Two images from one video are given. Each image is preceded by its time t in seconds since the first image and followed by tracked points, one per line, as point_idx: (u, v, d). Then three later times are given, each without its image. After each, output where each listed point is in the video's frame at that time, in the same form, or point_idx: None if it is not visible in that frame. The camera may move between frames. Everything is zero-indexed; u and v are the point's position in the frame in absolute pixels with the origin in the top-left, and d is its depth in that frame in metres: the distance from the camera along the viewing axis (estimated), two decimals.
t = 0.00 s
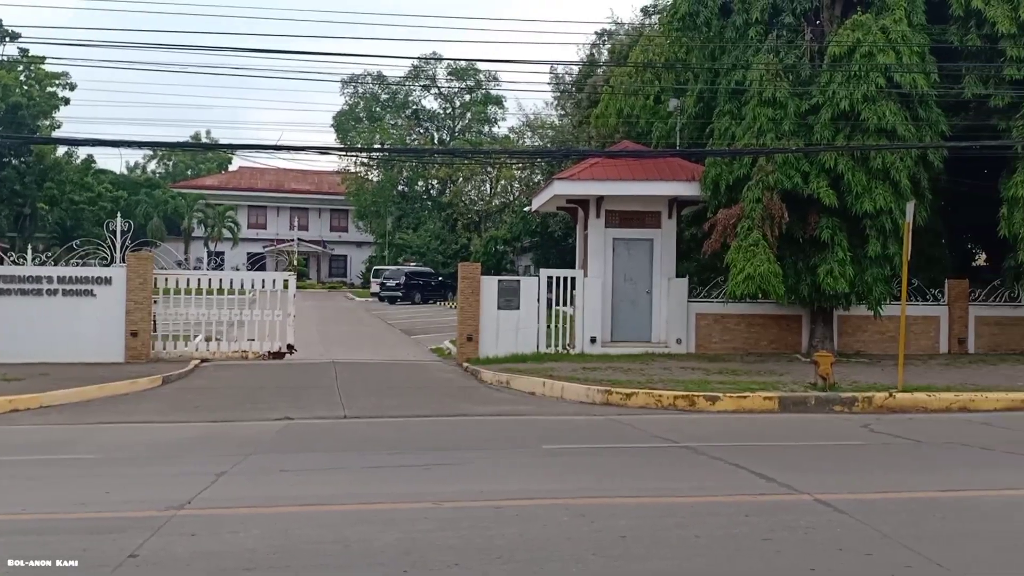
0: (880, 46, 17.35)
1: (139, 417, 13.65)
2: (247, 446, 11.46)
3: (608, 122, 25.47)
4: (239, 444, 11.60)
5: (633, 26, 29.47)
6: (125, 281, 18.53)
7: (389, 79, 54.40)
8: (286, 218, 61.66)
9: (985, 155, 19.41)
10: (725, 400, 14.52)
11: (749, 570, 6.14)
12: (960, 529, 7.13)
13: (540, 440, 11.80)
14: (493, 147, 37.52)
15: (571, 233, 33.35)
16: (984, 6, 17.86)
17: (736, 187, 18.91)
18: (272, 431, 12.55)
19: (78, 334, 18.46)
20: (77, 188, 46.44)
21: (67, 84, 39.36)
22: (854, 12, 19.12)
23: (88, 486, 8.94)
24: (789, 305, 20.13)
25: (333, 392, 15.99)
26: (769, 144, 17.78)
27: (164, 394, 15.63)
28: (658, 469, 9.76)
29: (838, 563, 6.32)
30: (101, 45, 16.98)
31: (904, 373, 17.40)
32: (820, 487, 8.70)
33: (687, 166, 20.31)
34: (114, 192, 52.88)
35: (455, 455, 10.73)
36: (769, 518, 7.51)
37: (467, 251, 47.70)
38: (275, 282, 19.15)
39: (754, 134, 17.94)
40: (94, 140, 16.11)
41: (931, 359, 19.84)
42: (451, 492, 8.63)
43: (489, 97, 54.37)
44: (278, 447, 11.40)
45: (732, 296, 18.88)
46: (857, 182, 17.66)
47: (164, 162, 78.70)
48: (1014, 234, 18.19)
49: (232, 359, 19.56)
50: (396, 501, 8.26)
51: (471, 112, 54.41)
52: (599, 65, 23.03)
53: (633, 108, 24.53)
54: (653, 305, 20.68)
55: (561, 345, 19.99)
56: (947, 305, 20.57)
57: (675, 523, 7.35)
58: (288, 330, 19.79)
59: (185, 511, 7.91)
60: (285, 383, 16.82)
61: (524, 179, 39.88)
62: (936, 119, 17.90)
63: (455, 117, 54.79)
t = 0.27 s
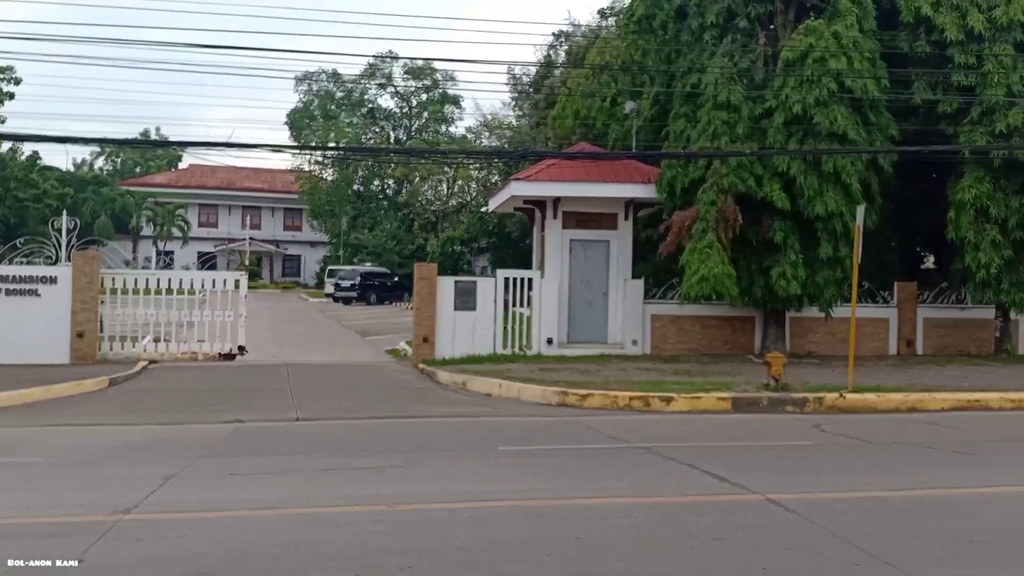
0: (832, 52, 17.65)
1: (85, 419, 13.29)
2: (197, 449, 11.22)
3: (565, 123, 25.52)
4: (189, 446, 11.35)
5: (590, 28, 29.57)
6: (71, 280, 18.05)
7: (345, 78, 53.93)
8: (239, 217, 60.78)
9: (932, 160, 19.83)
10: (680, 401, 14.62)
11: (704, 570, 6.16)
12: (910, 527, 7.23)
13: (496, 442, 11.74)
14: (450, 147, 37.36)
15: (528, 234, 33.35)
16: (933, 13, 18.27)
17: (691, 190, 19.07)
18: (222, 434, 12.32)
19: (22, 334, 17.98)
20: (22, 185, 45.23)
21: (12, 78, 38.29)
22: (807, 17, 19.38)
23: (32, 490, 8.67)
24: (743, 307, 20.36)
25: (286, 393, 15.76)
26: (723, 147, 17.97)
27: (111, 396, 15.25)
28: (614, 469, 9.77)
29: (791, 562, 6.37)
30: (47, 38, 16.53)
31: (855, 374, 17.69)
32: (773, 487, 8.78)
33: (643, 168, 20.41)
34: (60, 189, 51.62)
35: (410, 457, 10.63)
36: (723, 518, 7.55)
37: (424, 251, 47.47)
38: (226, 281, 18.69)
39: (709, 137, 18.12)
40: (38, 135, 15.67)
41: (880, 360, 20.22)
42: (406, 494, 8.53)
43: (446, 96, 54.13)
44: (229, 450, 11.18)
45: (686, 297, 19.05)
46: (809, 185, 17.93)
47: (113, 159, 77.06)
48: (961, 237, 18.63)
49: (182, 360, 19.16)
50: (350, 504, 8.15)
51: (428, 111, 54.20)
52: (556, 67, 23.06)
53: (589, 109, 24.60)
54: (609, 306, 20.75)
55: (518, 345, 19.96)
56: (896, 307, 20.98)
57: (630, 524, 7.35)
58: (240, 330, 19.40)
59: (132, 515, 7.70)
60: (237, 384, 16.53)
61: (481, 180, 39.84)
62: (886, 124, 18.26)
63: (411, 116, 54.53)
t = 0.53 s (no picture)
0: (780, 58, 17.99)
1: (28, 422, 12.99)
2: (144, 452, 11.06)
3: (519, 126, 25.58)
4: (136, 449, 11.18)
5: (544, 31, 29.73)
6: (14, 279, 17.83)
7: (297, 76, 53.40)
8: (188, 216, 59.80)
9: (876, 166, 20.34)
10: (631, 401, 14.79)
11: (652, 568, 6.27)
12: (849, 524, 7.44)
13: (449, 443, 11.77)
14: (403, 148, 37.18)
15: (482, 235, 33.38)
16: (878, 22, 18.61)
17: (642, 193, 19.30)
18: (171, 436, 12.14)
19: None
20: None
21: None
22: (757, 23, 19.42)
23: None
24: (693, 308, 20.67)
25: (236, 395, 15.58)
26: (673, 151, 18.23)
27: (55, 398, 14.93)
28: (565, 469, 9.87)
29: (737, 559, 6.51)
30: None
31: (802, 374, 18.07)
32: (720, 485, 8.96)
33: (595, 171, 20.60)
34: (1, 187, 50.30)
35: (362, 459, 10.61)
36: (671, 516, 7.69)
37: (377, 252, 47.24)
38: (174, 282, 18.49)
39: (660, 141, 18.38)
40: None
41: (825, 360, 20.69)
42: (357, 496, 8.53)
43: (400, 97, 53.98)
44: (177, 452, 11.03)
45: (638, 299, 19.29)
46: (757, 189, 18.27)
47: (57, 156, 75.27)
48: (903, 241, 19.14)
49: (129, 362, 18.82)
50: (301, 506, 8.12)
51: (381, 111, 53.96)
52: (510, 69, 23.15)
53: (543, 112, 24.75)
54: (562, 307, 20.89)
55: (471, 346, 19.99)
56: (841, 308, 21.48)
57: (580, 523, 7.44)
58: (188, 331, 19.12)
59: (77, 520, 7.57)
60: (186, 386, 16.29)
61: (435, 181, 39.78)
62: (832, 130, 18.68)
63: (364, 116, 54.23)
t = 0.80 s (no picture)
0: (729, 63, 18.26)
1: None
2: (86, 455, 10.79)
3: (471, 126, 25.53)
4: (78, 453, 10.91)
5: (497, 32, 29.79)
6: None
7: (247, 74, 52.69)
8: (133, 215, 58.59)
9: (822, 170, 20.74)
10: (583, 401, 14.87)
11: (603, 567, 6.32)
12: (795, 521, 7.57)
13: (400, 444, 11.70)
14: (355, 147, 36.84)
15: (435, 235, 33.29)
16: (825, 28, 19.06)
17: (594, 195, 19.42)
18: (114, 439, 11.87)
19: None
20: None
21: None
22: (706, 28, 19.67)
23: None
24: (644, 309, 20.86)
25: (183, 397, 15.29)
26: (625, 153, 18.39)
27: None
28: (517, 469, 9.88)
29: (686, 558, 6.58)
30: None
31: (750, 374, 18.35)
32: (669, 484, 9.06)
33: (548, 172, 20.66)
34: None
35: (312, 461, 10.49)
36: (621, 515, 7.75)
37: (328, 252, 46.82)
38: (118, 281, 18.10)
39: (611, 143, 18.52)
40: None
41: (773, 360, 21.05)
42: (306, 498, 8.43)
43: (352, 96, 53.55)
44: (121, 456, 10.79)
45: (590, 300, 19.40)
46: (706, 192, 18.51)
47: None
48: (848, 244, 19.55)
49: (71, 363, 18.35)
50: (250, 509, 8.00)
51: (333, 110, 53.53)
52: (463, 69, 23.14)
53: (496, 113, 24.78)
54: (515, 308, 20.92)
55: (423, 347, 19.90)
56: (788, 309, 21.86)
57: (530, 524, 7.46)
58: (133, 332, 18.71)
59: (15, 525, 7.36)
60: (131, 388, 15.94)
61: (387, 181, 39.59)
62: (779, 134, 19.02)
63: (316, 115, 53.73)
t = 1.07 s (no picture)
0: (680, 67, 18.49)
1: None
2: (27, 459, 10.52)
3: (425, 126, 25.45)
4: (18, 457, 10.62)
5: (450, 32, 29.75)
6: None
7: (196, 70, 51.82)
8: (77, 213, 57.23)
9: (770, 172, 21.11)
10: (536, 401, 14.91)
11: (553, 567, 6.35)
12: (742, 519, 7.70)
13: (351, 446, 11.62)
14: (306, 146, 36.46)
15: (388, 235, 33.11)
16: (773, 33, 19.41)
17: (547, 196, 19.49)
18: (56, 443, 11.58)
19: None
20: None
21: None
22: (657, 32, 19.88)
23: None
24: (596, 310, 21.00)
25: (129, 399, 14.98)
26: (578, 155, 18.50)
27: None
28: (469, 470, 9.88)
29: (635, 556, 6.64)
30: None
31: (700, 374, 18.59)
32: (620, 484, 9.14)
33: (501, 173, 20.70)
34: None
35: (261, 464, 10.36)
36: (571, 515, 7.80)
37: (279, 252, 46.28)
38: (62, 281, 17.68)
39: (564, 145, 18.62)
40: None
41: (722, 360, 21.35)
42: (255, 502, 8.33)
43: (304, 94, 53.01)
44: (64, 459, 10.54)
45: (543, 301, 19.46)
46: (658, 194, 18.70)
47: None
48: (795, 245, 19.92)
49: (12, 365, 17.85)
50: (197, 513, 7.87)
51: (284, 108, 52.93)
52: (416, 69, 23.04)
53: (449, 113, 24.74)
54: (468, 309, 20.89)
55: (375, 348, 19.77)
56: (737, 310, 22.18)
57: (481, 525, 7.47)
58: (77, 333, 18.27)
59: None
60: (75, 390, 15.58)
61: (340, 180, 39.28)
62: (728, 137, 19.30)
63: (266, 113, 53.05)
